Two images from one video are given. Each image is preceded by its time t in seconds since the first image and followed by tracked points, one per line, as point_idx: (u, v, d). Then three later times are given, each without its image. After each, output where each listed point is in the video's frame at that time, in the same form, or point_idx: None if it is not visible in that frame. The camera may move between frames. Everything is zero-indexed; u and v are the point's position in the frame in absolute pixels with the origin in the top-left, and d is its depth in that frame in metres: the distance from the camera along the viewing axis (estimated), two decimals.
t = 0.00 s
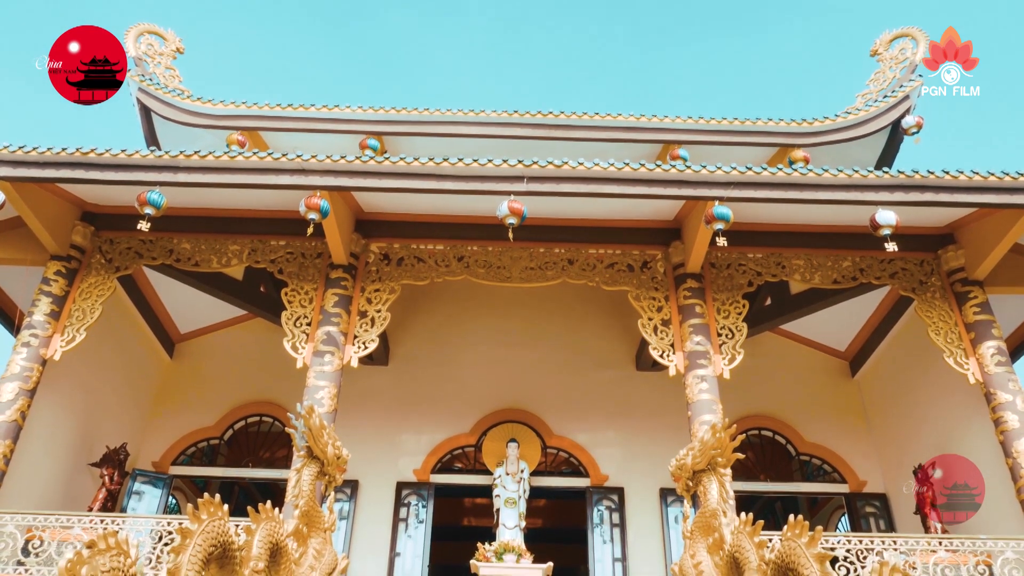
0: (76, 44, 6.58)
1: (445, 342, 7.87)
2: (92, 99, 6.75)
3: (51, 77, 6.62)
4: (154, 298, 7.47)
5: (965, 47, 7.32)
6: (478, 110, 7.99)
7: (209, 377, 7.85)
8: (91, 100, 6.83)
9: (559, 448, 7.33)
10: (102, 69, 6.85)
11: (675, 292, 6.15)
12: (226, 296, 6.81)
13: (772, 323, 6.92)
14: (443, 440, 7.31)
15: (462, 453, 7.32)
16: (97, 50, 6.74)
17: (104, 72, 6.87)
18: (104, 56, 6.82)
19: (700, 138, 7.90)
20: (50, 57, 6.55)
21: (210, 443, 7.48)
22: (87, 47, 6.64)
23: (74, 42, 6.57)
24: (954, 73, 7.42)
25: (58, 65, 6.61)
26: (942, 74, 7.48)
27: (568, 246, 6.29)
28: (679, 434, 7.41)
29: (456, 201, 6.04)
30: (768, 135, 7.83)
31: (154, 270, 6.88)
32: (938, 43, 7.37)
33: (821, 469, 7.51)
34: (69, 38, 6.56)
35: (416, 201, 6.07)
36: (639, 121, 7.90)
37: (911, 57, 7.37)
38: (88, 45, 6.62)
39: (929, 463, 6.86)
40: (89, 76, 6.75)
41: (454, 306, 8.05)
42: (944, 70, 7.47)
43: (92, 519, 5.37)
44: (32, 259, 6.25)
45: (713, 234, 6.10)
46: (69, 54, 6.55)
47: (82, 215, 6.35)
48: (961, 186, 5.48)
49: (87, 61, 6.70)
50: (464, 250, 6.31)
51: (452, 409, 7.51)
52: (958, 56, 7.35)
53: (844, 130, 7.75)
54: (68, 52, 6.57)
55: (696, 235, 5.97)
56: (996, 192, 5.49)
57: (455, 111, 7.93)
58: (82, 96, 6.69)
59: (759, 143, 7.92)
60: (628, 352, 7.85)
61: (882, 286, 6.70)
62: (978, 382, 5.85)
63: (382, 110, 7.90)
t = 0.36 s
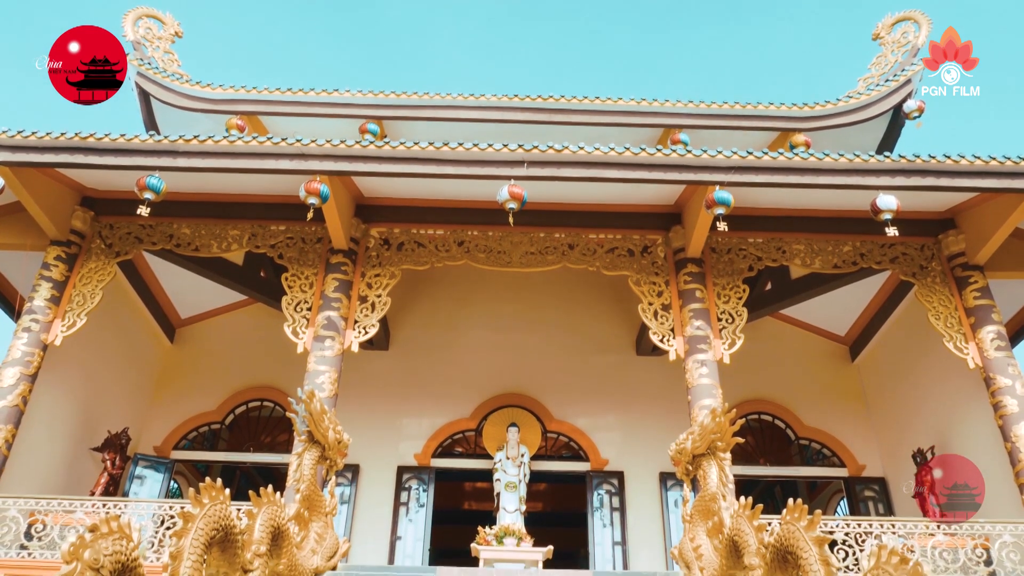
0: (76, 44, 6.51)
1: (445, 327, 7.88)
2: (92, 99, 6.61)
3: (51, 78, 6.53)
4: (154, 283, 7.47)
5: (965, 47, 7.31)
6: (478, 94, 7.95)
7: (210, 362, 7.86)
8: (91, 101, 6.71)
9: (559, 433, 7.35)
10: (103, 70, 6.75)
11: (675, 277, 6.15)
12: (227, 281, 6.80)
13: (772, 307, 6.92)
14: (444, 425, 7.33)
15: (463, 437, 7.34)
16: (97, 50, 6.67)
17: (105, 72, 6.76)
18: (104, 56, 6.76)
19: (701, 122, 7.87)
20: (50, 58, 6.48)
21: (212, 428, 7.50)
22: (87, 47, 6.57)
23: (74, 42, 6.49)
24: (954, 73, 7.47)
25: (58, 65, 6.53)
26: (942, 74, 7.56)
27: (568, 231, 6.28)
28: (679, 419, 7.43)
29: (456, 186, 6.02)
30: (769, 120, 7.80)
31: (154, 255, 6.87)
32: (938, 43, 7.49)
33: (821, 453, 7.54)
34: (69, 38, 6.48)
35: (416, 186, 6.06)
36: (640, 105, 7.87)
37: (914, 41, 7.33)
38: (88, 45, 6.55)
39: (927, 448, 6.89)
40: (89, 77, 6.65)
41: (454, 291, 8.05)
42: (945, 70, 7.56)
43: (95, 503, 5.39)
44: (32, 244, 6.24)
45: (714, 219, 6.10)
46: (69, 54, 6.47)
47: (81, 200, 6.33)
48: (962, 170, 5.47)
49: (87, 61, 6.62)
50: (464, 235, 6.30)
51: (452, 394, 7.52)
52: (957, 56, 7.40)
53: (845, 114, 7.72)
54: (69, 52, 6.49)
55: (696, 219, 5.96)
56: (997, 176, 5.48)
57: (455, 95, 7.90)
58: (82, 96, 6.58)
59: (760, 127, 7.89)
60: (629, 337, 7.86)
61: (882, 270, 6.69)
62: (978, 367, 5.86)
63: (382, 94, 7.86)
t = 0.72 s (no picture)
0: (76, 44, 6.47)
1: (445, 313, 7.89)
2: (92, 99, 6.63)
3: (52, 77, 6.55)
4: (155, 268, 7.47)
5: (965, 47, 7.06)
6: (478, 79, 7.91)
7: (211, 348, 7.87)
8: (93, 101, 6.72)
9: (560, 418, 7.38)
10: (104, 70, 6.66)
11: (675, 263, 6.15)
12: (227, 267, 6.80)
13: (772, 293, 6.93)
14: (444, 410, 7.36)
15: (463, 423, 7.37)
16: (97, 50, 6.57)
17: (106, 72, 6.67)
18: (104, 56, 6.61)
19: (702, 107, 7.84)
20: (51, 57, 6.47)
21: (213, 413, 7.53)
22: (86, 47, 6.50)
23: (74, 42, 6.46)
24: (954, 73, 7.20)
25: (59, 65, 6.53)
26: (943, 74, 7.27)
27: (568, 217, 6.28)
28: (679, 404, 7.45)
29: (456, 171, 6.01)
30: (771, 105, 7.77)
31: (155, 241, 6.87)
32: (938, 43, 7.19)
33: (820, 438, 7.57)
34: (70, 39, 6.48)
35: (416, 171, 6.04)
36: (641, 90, 7.83)
37: (916, 25, 7.29)
38: (87, 45, 6.48)
39: (926, 433, 6.91)
40: (89, 77, 6.61)
41: (454, 277, 8.05)
42: (945, 70, 7.24)
43: (97, 488, 5.42)
44: (32, 230, 6.24)
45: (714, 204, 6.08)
46: (69, 53, 6.44)
47: (80, 185, 6.31)
48: (964, 155, 5.45)
49: (87, 61, 6.56)
50: (464, 221, 6.30)
51: (453, 380, 7.54)
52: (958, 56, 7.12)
53: (846, 99, 7.69)
54: (69, 52, 6.47)
55: (697, 205, 5.94)
56: (999, 161, 5.46)
57: (455, 80, 7.86)
58: (82, 96, 6.58)
59: (762, 113, 7.86)
60: (629, 323, 7.86)
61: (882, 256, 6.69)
62: (977, 352, 5.87)
63: (381, 79, 7.83)
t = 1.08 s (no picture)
0: (76, 44, 6.55)
1: (445, 298, 7.89)
2: (92, 98, 6.61)
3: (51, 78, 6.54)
4: (155, 254, 7.47)
5: (965, 47, 7.38)
6: (478, 64, 7.88)
7: (211, 334, 7.89)
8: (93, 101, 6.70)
9: (560, 403, 7.40)
10: (104, 70, 6.65)
11: (676, 248, 6.15)
12: (227, 253, 6.80)
13: (773, 278, 6.93)
14: (444, 396, 7.37)
15: (463, 408, 7.39)
16: (97, 50, 6.58)
17: (105, 73, 6.67)
18: (103, 56, 6.60)
19: (703, 92, 7.80)
20: (50, 58, 6.48)
21: (214, 398, 7.56)
22: (87, 47, 6.55)
23: (74, 42, 6.55)
24: (954, 73, 7.47)
25: (58, 65, 6.55)
26: (942, 74, 7.55)
27: (568, 203, 6.27)
28: (678, 390, 7.46)
29: (456, 156, 5.99)
30: (772, 89, 7.74)
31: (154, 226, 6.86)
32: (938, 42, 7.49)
33: (819, 423, 7.60)
34: (71, 40, 6.56)
35: (416, 156, 6.03)
36: (642, 74, 7.80)
37: (919, 8, 7.26)
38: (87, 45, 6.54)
39: (925, 418, 6.93)
40: (89, 77, 6.62)
41: (454, 263, 8.05)
42: (944, 70, 7.56)
43: (100, 473, 5.44)
44: (31, 216, 6.23)
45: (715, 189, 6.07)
46: (69, 52, 6.48)
47: (79, 171, 6.30)
48: (965, 140, 5.43)
49: (86, 61, 6.59)
50: (465, 206, 6.29)
51: (453, 365, 7.55)
52: (958, 56, 7.44)
53: (848, 84, 7.66)
54: (69, 53, 6.50)
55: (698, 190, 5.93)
56: (1000, 147, 5.44)
57: (455, 65, 7.83)
58: (82, 96, 6.56)
59: (763, 97, 7.83)
60: (629, 308, 7.86)
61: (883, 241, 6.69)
62: (977, 337, 5.87)
63: (381, 64, 7.79)
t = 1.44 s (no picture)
0: (76, 43, 5.35)
1: (445, 283, 7.89)
2: (91, 100, 5.40)
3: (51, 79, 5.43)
4: (154, 239, 7.45)
5: (966, 47, 6.82)
6: (478, 48, 7.83)
7: (211, 319, 7.89)
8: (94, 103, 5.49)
9: (560, 388, 7.41)
10: (105, 70, 5.47)
11: (676, 233, 6.14)
12: (226, 238, 6.79)
13: (773, 263, 6.93)
14: (445, 380, 7.39)
15: (464, 393, 7.40)
16: (97, 49, 5.36)
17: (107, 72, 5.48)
18: (103, 57, 5.39)
19: (705, 76, 7.76)
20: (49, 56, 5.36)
21: (215, 383, 7.58)
22: (86, 47, 5.34)
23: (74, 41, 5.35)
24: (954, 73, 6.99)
25: (58, 64, 5.41)
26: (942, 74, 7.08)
27: (569, 187, 6.25)
28: (678, 374, 7.48)
29: (456, 141, 5.97)
30: (774, 73, 7.69)
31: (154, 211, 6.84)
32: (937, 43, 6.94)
33: (818, 408, 7.62)
34: (70, 38, 5.39)
35: (416, 141, 6.01)
36: (643, 58, 7.75)
37: None
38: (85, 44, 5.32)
39: (924, 403, 6.94)
40: (89, 77, 5.44)
41: (454, 248, 8.04)
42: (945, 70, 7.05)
43: (101, 458, 5.45)
44: (30, 202, 6.22)
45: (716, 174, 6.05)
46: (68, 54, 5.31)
47: (77, 156, 6.28)
48: (967, 124, 5.40)
49: (87, 61, 5.41)
50: (465, 191, 6.28)
51: (453, 351, 7.56)
52: (957, 56, 6.90)
53: (850, 68, 7.63)
54: (68, 52, 5.35)
55: (699, 175, 5.91)
56: (1003, 131, 5.40)
57: (455, 49, 7.78)
58: (82, 96, 5.39)
59: (765, 82, 7.79)
60: (629, 293, 7.86)
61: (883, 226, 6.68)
62: (977, 322, 5.87)
63: (381, 48, 7.75)
